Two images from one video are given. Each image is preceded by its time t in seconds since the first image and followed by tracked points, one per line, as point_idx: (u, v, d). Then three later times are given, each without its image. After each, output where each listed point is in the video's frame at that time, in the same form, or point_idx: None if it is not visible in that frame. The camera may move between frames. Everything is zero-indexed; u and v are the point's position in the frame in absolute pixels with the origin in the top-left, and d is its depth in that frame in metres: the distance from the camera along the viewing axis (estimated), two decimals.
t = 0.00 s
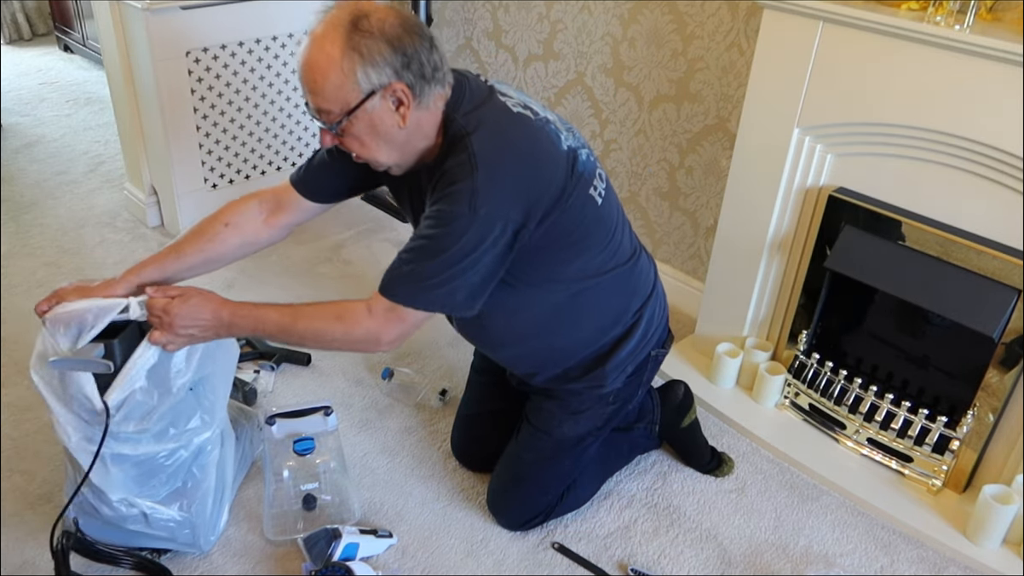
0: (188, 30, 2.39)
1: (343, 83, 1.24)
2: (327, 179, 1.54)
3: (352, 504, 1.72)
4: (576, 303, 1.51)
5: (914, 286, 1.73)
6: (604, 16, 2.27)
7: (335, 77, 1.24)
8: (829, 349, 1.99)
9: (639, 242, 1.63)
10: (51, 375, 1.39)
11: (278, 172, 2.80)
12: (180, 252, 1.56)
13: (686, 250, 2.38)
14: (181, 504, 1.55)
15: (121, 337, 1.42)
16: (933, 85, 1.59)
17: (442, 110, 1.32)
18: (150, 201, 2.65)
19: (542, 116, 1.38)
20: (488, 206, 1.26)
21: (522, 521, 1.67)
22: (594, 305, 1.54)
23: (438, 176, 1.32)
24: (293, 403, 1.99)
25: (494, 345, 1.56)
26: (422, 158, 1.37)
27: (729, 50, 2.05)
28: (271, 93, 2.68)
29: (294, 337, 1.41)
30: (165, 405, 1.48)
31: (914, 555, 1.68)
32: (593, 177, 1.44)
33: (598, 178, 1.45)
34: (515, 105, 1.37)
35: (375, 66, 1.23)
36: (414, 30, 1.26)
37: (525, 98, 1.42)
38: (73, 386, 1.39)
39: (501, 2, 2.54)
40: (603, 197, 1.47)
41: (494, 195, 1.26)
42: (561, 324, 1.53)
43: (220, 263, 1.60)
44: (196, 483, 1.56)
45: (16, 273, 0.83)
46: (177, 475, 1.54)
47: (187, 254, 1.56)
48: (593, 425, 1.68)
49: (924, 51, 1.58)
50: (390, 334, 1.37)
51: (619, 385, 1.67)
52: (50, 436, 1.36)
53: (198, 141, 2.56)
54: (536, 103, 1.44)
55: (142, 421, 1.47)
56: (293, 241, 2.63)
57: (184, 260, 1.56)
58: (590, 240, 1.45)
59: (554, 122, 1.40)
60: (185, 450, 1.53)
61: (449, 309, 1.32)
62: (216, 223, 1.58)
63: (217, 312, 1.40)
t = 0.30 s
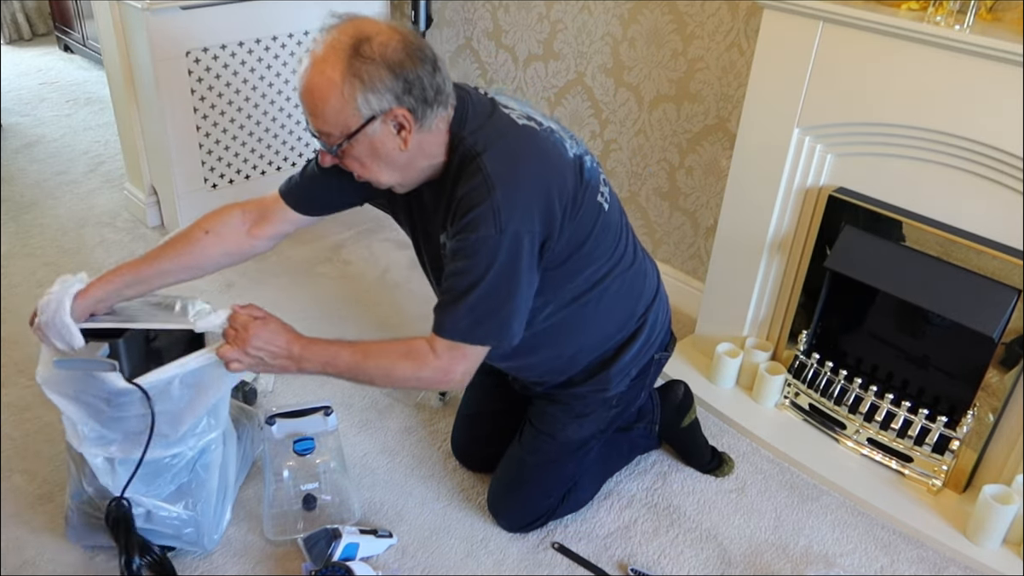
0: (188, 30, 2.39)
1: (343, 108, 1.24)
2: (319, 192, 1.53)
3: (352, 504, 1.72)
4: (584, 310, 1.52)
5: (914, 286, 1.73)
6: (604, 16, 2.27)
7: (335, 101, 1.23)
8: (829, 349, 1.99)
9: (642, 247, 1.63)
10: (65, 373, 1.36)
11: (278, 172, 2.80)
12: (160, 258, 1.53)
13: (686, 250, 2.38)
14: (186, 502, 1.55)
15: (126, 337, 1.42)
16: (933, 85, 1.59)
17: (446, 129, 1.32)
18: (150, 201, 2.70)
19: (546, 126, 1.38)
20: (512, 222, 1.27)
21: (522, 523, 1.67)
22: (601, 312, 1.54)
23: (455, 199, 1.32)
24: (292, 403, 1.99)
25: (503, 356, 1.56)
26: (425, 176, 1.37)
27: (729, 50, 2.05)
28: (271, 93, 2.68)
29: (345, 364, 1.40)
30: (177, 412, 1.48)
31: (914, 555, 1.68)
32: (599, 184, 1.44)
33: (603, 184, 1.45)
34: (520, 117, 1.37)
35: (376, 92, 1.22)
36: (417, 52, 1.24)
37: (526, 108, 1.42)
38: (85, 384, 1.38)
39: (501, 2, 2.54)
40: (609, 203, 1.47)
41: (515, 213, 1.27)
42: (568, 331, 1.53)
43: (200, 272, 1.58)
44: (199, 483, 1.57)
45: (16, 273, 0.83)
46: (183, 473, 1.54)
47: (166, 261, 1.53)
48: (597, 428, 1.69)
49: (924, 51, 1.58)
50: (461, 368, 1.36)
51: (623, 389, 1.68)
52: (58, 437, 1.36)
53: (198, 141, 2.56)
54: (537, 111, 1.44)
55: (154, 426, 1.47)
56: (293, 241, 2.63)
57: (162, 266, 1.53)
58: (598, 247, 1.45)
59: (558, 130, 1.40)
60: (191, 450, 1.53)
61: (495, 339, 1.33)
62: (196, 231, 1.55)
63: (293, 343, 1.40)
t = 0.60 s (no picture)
0: (188, 30, 2.39)
1: (343, 104, 1.23)
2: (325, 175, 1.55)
3: (352, 504, 1.72)
4: (586, 310, 1.52)
5: (914, 286, 1.73)
6: (604, 16, 2.27)
7: (336, 98, 1.23)
8: (829, 349, 1.99)
9: (642, 247, 1.63)
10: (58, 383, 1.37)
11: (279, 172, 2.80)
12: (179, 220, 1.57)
13: (686, 250, 2.38)
14: (184, 505, 1.54)
15: (119, 341, 1.47)
16: (933, 85, 1.59)
17: (448, 126, 1.32)
18: (150, 201, 2.69)
19: (552, 124, 1.38)
20: (519, 218, 1.27)
21: (522, 522, 1.67)
22: (603, 312, 1.54)
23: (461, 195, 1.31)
24: (292, 403, 1.99)
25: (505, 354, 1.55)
26: (426, 172, 1.37)
27: (729, 50, 2.05)
28: (271, 93, 2.68)
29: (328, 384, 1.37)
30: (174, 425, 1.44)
31: (914, 555, 1.68)
32: (603, 184, 1.44)
33: (607, 185, 1.46)
34: (526, 114, 1.37)
35: (376, 89, 1.22)
36: (418, 48, 1.24)
37: (532, 105, 1.42)
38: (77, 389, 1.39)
39: (501, 2, 2.54)
40: (612, 204, 1.47)
41: (521, 209, 1.27)
42: (570, 330, 1.53)
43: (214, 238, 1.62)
44: (198, 486, 1.55)
45: (16, 273, 0.83)
46: (180, 477, 1.53)
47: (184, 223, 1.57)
48: (597, 429, 1.68)
49: (924, 51, 1.58)
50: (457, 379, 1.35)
51: (622, 390, 1.68)
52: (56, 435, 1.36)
53: (198, 140, 2.56)
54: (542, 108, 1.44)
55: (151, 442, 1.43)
56: (293, 241, 2.63)
57: (180, 233, 1.57)
58: (601, 247, 1.46)
59: (564, 129, 1.40)
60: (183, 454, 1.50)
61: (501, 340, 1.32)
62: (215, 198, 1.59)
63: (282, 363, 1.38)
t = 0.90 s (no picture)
0: (188, 30, 2.39)
1: (336, 93, 1.24)
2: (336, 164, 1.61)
3: (352, 504, 1.72)
4: (577, 308, 1.51)
5: (914, 286, 1.73)
6: (604, 16, 2.27)
7: (328, 87, 1.24)
8: (829, 349, 1.99)
9: (639, 245, 1.63)
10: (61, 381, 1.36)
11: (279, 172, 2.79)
12: (205, 200, 1.66)
13: (686, 250, 2.38)
14: (185, 506, 1.53)
15: (122, 342, 1.42)
16: (933, 85, 1.59)
17: (441, 113, 1.32)
18: (150, 201, 2.70)
19: (545, 120, 1.38)
20: (496, 210, 1.26)
21: (522, 522, 1.67)
22: (597, 309, 1.54)
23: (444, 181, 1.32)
24: (293, 403, 1.99)
25: (499, 349, 1.55)
26: (424, 162, 1.37)
27: (729, 50, 2.05)
28: (271, 93, 2.68)
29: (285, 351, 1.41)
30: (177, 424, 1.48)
31: (914, 555, 1.68)
32: (597, 183, 1.44)
33: (601, 185, 1.46)
34: (519, 108, 1.37)
35: (368, 75, 1.23)
36: (406, 33, 1.25)
37: (527, 100, 1.42)
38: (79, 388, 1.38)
39: (501, 2, 2.54)
40: (606, 204, 1.47)
41: (499, 200, 1.26)
42: (565, 327, 1.53)
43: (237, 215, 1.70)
44: (198, 485, 1.55)
45: (17, 274, 0.83)
46: (180, 478, 1.52)
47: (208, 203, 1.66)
48: (593, 430, 1.68)
49: (924, 51, 1.58)
50: (412, 360, 1.36)
51: (619, 392, 1.68)
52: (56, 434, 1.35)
53: (198, 140, 2.56)
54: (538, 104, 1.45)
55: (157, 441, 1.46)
56: (293, 241, 2.63)
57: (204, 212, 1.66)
58: (592, 245, 1.45)
59: (558, 125, 1.40)
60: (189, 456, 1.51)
61: (469, 324, 1.33)
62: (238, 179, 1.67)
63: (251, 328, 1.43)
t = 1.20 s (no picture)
0: (188, 30, 2.39)
1: (332, 94, 1.24)
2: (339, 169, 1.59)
3: (352, 504, 1.72)
4: (572, 304, 1.51)
5: (914, 286, 1.73)
6: (604, 15, 2.27)
7: (323, 89, 1.24)
8: (829, 349, 1.99)
9: (636, 243, 1.63)
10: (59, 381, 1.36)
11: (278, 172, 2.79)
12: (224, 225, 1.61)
13: (686, 250, 2.38)
14: (186, 506, 1.53)
15: (121, 342, 1.43)
16: (933, 85, 1.59)
17: (435, 110, 1.32)
18: (150, 201, 2.68)
19: (538, 116, 1.37)
20: (490, 208, 1.26)
21: (522, 522, 1.67)
22: (593, 305, 1.54)
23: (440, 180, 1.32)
24: (293, 403, 1.99)
25: (495, 347, 1.55)
26: (422, 160, 1.37)
27: (729, 50, 2.05)
28: (271, 93, 2.68)
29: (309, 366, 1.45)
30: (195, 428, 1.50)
31: (914, 555, 1.68)
32: (591, 178, 1.44)
33: (596, 179, 1.45)
34: (511, 105, 1.36)
35: (362, 74, 1.23)
36: (397, 30, 1.25)
37: (520, 96, 1.42)
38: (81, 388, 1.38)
39: (501, 2, 2.54)
40: (602, 199, 1.47)
41: (493, 198, 1.26)
42: (560, 323, 1.53)
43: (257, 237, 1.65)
44: (199, 485, 1.55)
45: (16, 274, 0.83)
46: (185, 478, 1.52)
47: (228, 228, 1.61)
48: (592, 428, 1.68)
49: (925, 51, 1.58)
50: (429, 357, 1.36)
51: (616, 388, 1.68)
52: (55, 434, 1.35)
53: (198, 140, 2.56)
54: (532, 99, 1.44)
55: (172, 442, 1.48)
56: (293, 241, 2.63)
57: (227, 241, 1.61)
58: (587, 241, 1.45)
59: (552, 122, 1.39)
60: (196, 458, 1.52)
61: (472, 324, 1.33)
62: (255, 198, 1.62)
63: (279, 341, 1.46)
